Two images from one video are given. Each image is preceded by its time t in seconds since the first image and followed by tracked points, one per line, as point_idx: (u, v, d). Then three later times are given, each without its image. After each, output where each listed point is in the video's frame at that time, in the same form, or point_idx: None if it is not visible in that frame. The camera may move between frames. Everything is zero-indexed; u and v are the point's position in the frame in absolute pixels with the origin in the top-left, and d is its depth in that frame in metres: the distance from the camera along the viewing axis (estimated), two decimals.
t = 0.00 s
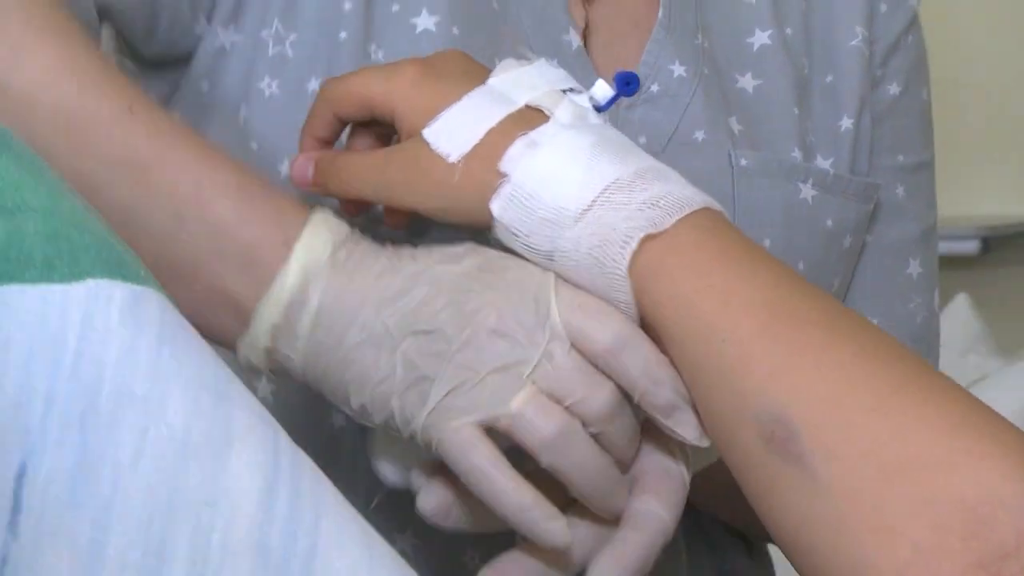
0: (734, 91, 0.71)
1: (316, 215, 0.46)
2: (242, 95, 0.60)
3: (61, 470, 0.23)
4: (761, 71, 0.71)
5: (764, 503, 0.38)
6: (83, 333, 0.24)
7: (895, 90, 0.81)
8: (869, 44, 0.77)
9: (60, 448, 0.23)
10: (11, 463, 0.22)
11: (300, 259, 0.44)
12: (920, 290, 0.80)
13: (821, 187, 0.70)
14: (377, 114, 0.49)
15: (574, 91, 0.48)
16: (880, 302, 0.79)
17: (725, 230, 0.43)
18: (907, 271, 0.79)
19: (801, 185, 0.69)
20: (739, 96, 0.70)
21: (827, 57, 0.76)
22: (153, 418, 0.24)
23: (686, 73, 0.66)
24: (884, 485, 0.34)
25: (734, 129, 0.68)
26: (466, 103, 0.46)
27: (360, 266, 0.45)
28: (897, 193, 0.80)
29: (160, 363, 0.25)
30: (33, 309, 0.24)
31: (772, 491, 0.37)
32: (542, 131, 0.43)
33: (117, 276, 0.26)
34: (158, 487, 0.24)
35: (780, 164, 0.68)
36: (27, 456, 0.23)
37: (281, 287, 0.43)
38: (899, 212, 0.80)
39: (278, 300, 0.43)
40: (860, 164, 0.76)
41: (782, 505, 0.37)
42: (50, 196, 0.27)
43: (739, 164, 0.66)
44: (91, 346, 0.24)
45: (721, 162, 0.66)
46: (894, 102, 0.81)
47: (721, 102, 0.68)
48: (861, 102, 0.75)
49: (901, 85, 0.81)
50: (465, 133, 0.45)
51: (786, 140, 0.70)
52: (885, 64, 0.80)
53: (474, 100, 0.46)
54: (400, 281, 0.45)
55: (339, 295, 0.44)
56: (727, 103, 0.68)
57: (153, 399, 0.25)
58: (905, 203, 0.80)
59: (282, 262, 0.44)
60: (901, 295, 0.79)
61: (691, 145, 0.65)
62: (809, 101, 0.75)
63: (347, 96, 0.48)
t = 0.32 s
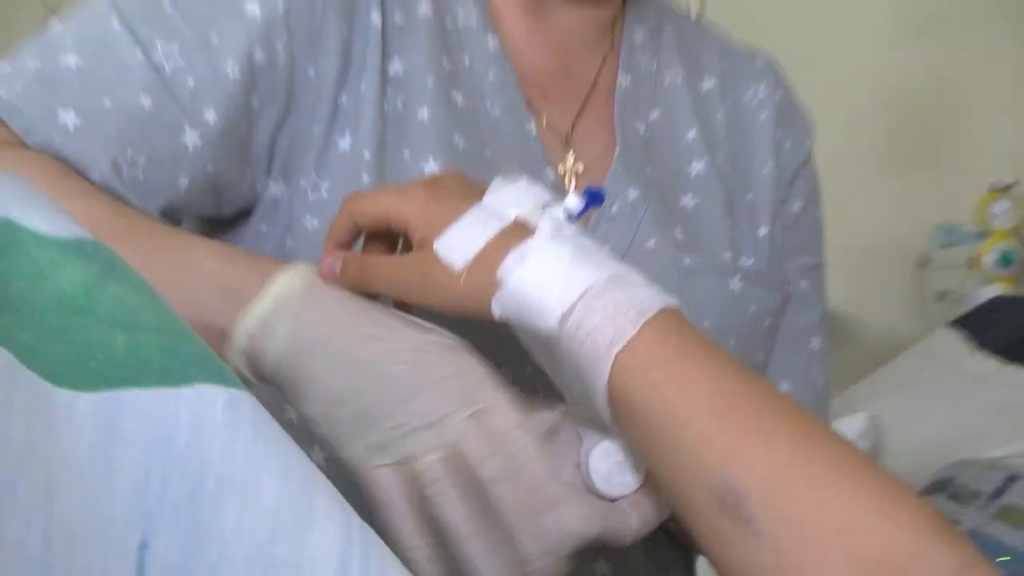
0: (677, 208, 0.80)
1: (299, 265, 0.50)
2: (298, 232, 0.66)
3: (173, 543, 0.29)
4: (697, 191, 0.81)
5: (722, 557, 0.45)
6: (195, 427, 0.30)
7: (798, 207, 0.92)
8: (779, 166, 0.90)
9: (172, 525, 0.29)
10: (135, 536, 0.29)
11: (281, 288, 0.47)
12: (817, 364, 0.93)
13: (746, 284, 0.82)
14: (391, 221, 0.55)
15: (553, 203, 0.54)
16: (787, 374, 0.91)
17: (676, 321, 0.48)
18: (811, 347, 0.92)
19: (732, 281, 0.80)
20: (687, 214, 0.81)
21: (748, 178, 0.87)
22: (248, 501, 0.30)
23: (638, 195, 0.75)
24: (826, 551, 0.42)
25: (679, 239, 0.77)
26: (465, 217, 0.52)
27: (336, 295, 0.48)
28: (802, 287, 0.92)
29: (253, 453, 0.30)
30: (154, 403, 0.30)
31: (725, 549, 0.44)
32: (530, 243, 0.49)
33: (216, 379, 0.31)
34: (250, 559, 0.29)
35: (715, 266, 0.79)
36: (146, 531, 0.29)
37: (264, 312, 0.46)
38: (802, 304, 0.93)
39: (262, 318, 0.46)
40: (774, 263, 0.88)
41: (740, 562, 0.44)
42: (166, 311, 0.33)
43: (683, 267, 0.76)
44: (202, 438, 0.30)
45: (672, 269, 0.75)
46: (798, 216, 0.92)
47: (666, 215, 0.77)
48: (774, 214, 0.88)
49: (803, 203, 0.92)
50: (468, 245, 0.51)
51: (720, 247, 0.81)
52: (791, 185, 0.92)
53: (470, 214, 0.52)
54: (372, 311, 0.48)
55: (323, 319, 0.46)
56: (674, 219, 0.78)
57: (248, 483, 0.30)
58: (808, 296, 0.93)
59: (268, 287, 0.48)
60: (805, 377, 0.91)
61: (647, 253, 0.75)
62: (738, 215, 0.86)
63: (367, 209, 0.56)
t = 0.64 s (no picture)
0: (598, 330, 1.03)
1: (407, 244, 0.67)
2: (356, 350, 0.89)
3: None
4: (613, 317, 1.04)
5: None
6: (296, 512, 0.43)
7: (686, 333, 1.11)
8: (674, 309, 1.11)
9: None
10: None
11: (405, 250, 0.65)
12: (703, 437, 1.09)
13: (643, 389, 1.03)
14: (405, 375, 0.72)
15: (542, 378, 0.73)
16: (674, 446, 1.08)
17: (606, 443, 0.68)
18: (696, 424, 1.09)
19: (631, 386, 1.01)
20: (604, 339, 1.03)
21: (649, 316, 1.09)
22: (329, 564, 0.43)
23: (572, 326, 1.00)
24: None
25: (596, 355, 1.00)
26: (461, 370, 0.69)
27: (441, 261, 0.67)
28: (687, 387, 1.09)
29: (334, 531, 0.44)
30: (267, 496, 0.43)
31: None
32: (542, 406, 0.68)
33: (312, 476, 0.45)
34: None
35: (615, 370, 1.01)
36: None
37: (394, 258, 0.65)
38: (689, 398, 1.09)
39: (390, 264, 0.64)
40: (665, 373, 1.09)
41: None
42: (276, 432, 0.46)
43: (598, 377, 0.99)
44: (299, 520, 0.43)
45: (586, 377, 0.99)
46: (688, 334, 1.11)
47: (590, 337, 1.01)
48: (667, 338, 1.09)
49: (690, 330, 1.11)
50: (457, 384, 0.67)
51: (625, 361, 1.02)
52: (685, 310, 1.12)
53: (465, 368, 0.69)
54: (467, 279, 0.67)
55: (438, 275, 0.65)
56: (593, 340, 1.01)
57: (331, 553, 0.43)
58: (696, 393, 1.10)
59: (391, 252, 0.65)
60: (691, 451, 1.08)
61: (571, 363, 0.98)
62: (641, 342, 1.08)
63: (388, 364, 0.73)
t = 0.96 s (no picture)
0: (532, 356, 1.17)
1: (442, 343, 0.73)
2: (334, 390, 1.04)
3: None
4: (543, 346, 1.19)
5: None
6: (315, 524, 0.51)
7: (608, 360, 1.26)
8: (599, 341, 1.25)
9: None
10: None
11: (432, 356, 0.71)
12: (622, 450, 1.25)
13: (570, 407, 1.17)
14: (393, 450, 0.86)
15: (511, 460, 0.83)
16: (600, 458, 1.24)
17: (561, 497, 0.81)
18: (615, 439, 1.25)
19: (560, 404, 1.15)
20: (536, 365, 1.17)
21: (576, 345, 1.24)
22: (345, 567, 0.50)
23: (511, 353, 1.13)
24: None
25: (532, 377, 1.14)
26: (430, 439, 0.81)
27: (467, 364, 0.72)
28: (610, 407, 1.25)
29: (348, 539, 0.51)
30: (290, 510, 0.50)
31: None
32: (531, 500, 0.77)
33: (328, 490, 0.52)
34: None
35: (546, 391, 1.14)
36: None
37: (424, 365, 0.70)
38: (612, 417, 1.25)
39: (421, 371, 0.70)
40: (590, 394, 1.23)
41: None
42: (298, 453, 0.53)
43: (531, 396, 1.12)
44: (318, 531, 0.51)
45: (523, 397, 1.11)
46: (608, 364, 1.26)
47: (523, 362, 1.14)
48: (592, 364, 1.24)
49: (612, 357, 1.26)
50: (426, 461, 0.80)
51: (555, 383, 1.16)
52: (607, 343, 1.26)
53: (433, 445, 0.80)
54: (485, 385, 0.73)
55: (459, 387, 0.71)
56: (528, 365, 1.15)
57: (347, 557, 0.51)
58: (618, 413, 1.25)
59: (420, 359, 0.71)
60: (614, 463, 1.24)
61: (510, 385, 1.11)
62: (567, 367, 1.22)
63: (378, 444, 0.86)
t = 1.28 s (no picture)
0: (456, 362, 1.17)
1: (394, 388, 0.72)
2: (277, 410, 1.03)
3: None
4: (466, 351, 1.20)
5: None
6: (315, 534, 0.49)
7: (533, 362, 1.29)
8: (519, 345, 1.28)
9: None
10: None
11: (385, 413, 0.69)
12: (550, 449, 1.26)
13: (496, 411, 1.17)
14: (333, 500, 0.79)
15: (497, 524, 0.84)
16: (532, 462, 1.23)
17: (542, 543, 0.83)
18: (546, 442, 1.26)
19: (486, 407, 1.15)
20: (458, 368, 1.17)
21: (496, 347, 1.26)
22: None
23: (432, 358, 1.13)
24: None
25: (455, 381, 1.14)
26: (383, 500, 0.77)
27: (423, 411, 0.71)
28: (535, 409, 1.27)
29: (351, 550, 0.49)
30: (290, 518, 0.48)
31: None
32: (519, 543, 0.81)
33: (330, 498, 0.50)
34: None
35: (471, 395, 1.14)
36: None
37: (378, 421, 0.69)
38: (536, 420, 1.27)
39: (376, 428, 0.69)
40: (514, 398, 1.24)
41: None
42: (297, 459, 0.51)
43: (458, 399, 1.12)
44: (319, 540, 0.49)
45: (448, 401, 1.11)
46: (532, 368, 1.28)
47: (446, 366, 1.14)
48: (512, 367, 1.25)
49: (536, 359, 1.30)
50: (386, 520, 0.77)
51: (478, 386, 1.16)
52: (527, 351, 1.29)
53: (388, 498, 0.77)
54: (443, 430, 0.72)
55: (415, 442, 0.70)
56: (450, 369, 1.15)
57: (349, 567, 0.49)
58: (542, 415, 1.28)
59: (373, 414, 0.70)
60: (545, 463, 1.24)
61: (434, 392, 1.10)
62: (489, 369, 1.23)
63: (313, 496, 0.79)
